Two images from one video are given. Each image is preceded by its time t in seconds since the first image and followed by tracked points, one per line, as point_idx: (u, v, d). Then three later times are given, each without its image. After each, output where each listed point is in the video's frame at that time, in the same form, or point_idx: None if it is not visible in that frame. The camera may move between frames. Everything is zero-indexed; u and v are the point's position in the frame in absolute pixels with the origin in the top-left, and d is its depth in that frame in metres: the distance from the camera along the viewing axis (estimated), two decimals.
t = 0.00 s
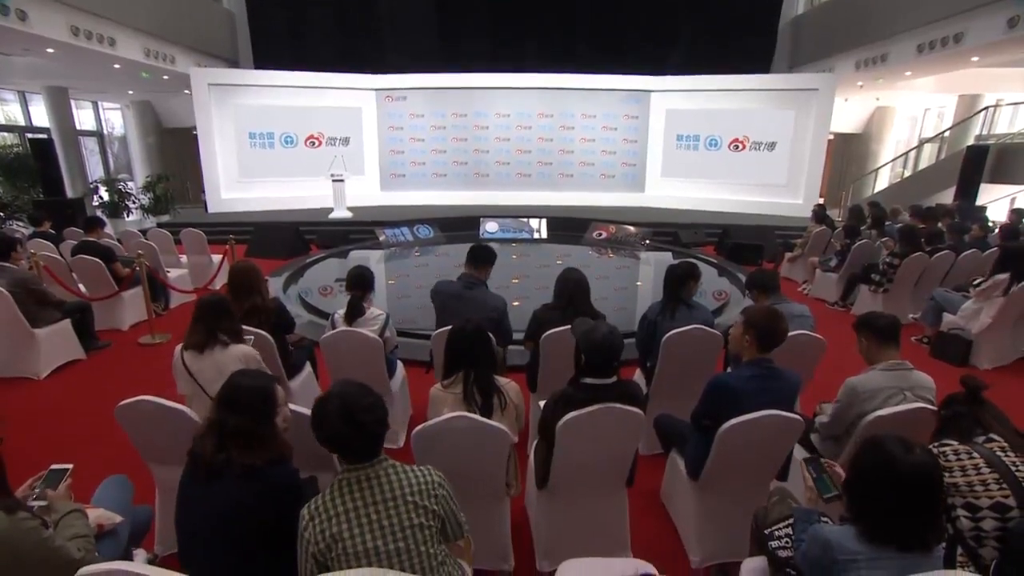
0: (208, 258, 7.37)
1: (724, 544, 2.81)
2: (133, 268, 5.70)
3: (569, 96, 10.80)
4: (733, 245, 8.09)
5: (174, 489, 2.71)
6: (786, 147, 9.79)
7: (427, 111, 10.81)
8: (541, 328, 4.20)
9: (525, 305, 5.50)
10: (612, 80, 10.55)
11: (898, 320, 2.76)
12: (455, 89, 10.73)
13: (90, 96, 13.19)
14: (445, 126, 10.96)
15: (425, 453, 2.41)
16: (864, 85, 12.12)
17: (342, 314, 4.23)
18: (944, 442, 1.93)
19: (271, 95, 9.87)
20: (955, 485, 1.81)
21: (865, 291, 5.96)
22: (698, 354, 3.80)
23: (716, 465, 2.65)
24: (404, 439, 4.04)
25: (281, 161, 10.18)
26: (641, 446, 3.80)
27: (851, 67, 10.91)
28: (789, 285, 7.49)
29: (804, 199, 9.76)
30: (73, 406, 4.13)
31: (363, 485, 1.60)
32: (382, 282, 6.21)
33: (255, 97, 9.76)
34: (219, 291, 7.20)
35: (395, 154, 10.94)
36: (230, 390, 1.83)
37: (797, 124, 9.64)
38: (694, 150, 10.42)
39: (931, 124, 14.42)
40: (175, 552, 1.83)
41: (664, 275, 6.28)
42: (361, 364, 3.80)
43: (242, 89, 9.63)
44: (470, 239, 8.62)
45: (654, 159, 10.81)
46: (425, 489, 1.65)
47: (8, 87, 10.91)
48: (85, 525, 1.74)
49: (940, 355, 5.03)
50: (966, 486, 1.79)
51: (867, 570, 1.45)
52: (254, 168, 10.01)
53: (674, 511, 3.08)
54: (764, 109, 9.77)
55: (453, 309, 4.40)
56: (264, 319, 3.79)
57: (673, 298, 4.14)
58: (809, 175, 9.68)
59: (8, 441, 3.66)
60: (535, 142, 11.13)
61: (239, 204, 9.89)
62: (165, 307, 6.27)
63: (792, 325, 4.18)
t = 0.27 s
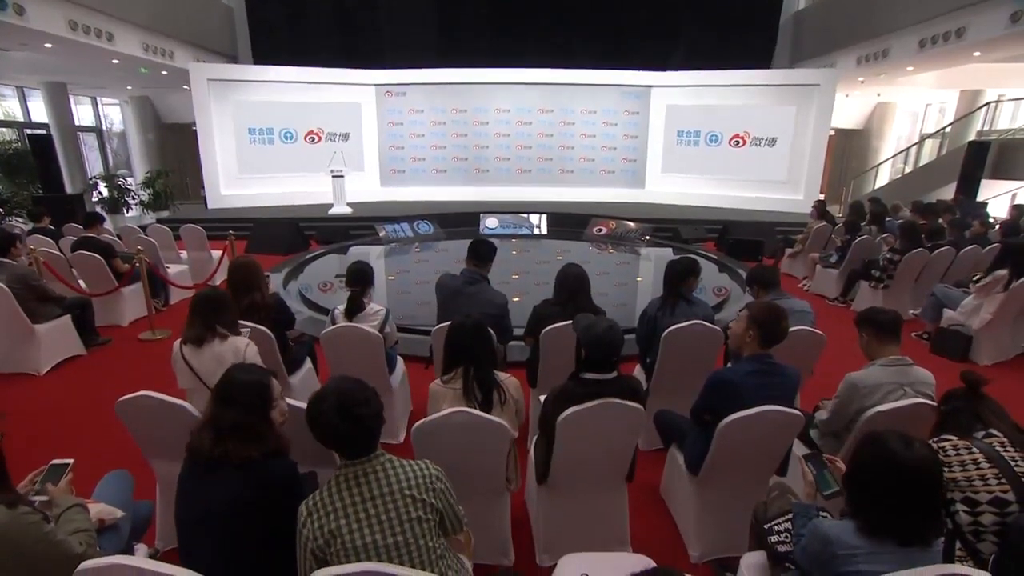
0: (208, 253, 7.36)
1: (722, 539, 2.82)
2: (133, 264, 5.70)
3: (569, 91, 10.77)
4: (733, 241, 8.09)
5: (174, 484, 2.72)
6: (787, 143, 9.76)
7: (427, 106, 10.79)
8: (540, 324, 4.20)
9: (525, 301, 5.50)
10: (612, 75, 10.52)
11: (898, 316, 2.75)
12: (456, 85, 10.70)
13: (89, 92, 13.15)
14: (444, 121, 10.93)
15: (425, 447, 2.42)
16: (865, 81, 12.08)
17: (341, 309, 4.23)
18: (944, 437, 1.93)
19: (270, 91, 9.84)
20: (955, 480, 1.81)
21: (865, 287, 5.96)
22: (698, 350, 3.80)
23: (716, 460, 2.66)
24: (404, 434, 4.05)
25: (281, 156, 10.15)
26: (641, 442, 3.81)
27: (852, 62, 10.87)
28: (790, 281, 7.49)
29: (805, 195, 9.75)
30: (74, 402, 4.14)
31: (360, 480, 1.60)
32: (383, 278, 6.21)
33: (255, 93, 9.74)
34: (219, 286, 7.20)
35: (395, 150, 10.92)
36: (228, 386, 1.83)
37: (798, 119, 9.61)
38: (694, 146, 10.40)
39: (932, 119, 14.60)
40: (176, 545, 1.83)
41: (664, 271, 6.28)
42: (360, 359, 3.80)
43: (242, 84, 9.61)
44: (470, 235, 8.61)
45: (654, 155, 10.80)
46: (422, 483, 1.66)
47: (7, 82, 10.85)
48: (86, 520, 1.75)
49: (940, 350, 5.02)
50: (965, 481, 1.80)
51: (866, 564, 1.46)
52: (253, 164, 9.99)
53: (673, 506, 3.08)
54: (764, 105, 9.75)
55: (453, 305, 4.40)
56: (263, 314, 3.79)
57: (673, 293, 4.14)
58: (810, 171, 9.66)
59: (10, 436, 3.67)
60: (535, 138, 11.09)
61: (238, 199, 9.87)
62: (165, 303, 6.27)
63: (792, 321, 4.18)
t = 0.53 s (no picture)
0: (208, 252, 7.36)
1: (722, 537, 2.82)
2: (133, 263, 5.70)
3: (569, 90, 10.76)
4: (733, 240, 8.09)
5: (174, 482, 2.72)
6: (787, 142, 9.76)
7: (427, 105, 10.78)
8: (540, 323, 4.20)
9: (525, 299, 5.50)
10: (612, 74, 10.51)
11: (898, 315, 2.75)
12: (457, 83, 10.69)
13: (88, 90, 13.13)
14: (444, 120, 10.92)
15: (425, 446, 2.42)
16: (866, 79, 12.07)
17: (341, 308, 4.23)
18: (943, 436, 1.93)
19: (270, 89, 9.82)
20: (954, 478, 1.81)
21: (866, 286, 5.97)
22: (698, 349, 3.80)
23: (715, 459, 2.66)
24: (404, 433, 4.06)
25: (281, 155, 10.15)
26: (641, 440, 3.81)
27: (852, 61, 10.85)
28: (789, 280, 7.49)
29: (805, 193, 9.75)
30: (74, 401, 4.14)
31: (360, 479, 1.60)
32: (383, 276, 6.21)
33: (254, 91, 9.72)
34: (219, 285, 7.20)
35: (395, 149, 10.92)
36: (227, 384, 1.83)
37: (798, 118, 9.60)
38: (694, 145, 10.40)
39: (932, 118, 14.71)
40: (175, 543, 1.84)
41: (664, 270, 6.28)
42: (360, 358, 3.80)
43: (241, 83, 9.60)
44: (470, 234, 8.61)
45: (654, 154, 10.79)
46: (422, 481, 1.66)
47: (6, 81, 10.81)
48: (86, 518, 1.75)
49: (939, 349, 5.03)
50: (964, 479, 1.80)
51: (866, 563, 1.46)
52: (253, 163, 9.98)
53: (673, 505, 3.09)
54: (765, 104, 9.74)
55: (453, 304, 4.40)
56: (263, 313, 3.78)
57: (673, 292, 4.14)
58: (809, 170, 9.67)
59: (11, 433, 3.68)
60: (535, 137, 11.08)
61: (238, 198, 9.87)
62: (165, 302, 6.28)
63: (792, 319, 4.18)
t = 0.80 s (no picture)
0: (208, 252, 7.36)
1: (722, 538, 2.82)
2: (133, 263, 5.70)
3: (569, 90, 10.75)
4: (732, 240, 8.09)
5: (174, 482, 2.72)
6: (787, 142, 9.76)
7: (427, 105, 10.78)
8: (540, 323, 4.20)
9: (525, 299, 5.50)
10: (612, 73, 10.51)
11: (899, 315, 2.74)
12: (457, 83, 10.69)
13: (88, 90, 13.14)
14: (444, 120, 10.93)
15: (425, 446, 2.42)
16: (866, 79, 12.07)
17: (341, 308, 4.23)
18: (943, 436, 1.92)
19: (270, 89, 9.82)
20: (954, 477, 1.81)
21: (866, 287, 5.98)
22: (698, 349, 3.80)
23: (715, 459, 2.66)
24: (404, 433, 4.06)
25: (281, 155, 10.15)
26: (641, 440, 3.81)
27: (852, 61, 10.85)
28: (789, 280, 7.49)
29: (805, 193, 9.76)
30: (74, 401, 4.14)
31: (360, 478, 1.60)
32: (383, 276, 6.21)
33: (254, 91, 9.72)
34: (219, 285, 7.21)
35: (395, 148, 10.93)
36: (227, 384, 1.83)
37: (798, 118, 9.61)
38: (694, 145, 10.40)
39: (933, 118, 14.70)
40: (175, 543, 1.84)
41: (664, 270, 6.28)
42: (360, 358, 3.79)
43: (241, 83, 9.60)
44: (470, 234, 8.60)
45: (654, 154, 10.79)
46: (422, 480, 1.66)
47: (6, 81, 10.81)
48: (87, 517, 1.75)
49: (940, 349, 5.03)
50: (964, 479, 1.80)
51: (866, 563, 1.46)
52: (253, 163, 9.98)
53: (673, 505, 3.09)
54: (764, 104, 9.74)
55: (453, 304, 4.40)
56: (263, 313, 3.78)
57: (673, 292, 4.14)
58: (809, 170, 9.67)
59: (11, 434, 3.68)
60: (535, 137, 11.08)
61: (238, 198, 9.88)
62: (165, 302, 6.28)
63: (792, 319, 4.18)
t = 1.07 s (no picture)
0: (208, 252, 7.36)
1: (722, 538, 2.82)
2: (133, 263, 5.70)
3: (569, 89, 10.75)
4: (732, 240, 8.10)
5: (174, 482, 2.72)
6: (787, 142, 9.76)
7: (427, 105, 10.78)
8: (540, 323, 4.20)
9: (525, 299, 5.50)
10: (612, 73, 10.50)
11: (899, 315, 2.74)
12: (458, 83, 10.69)
13: (88, 90, 13.14)
14: (444, 120, 10.93)
15: (425, 446, 2.42)
16: (866, 79, 12.07)
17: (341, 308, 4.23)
18: (943, 435, 1.92)
19: (270, 89, 9.81)
20: (954, 477, 1.81)
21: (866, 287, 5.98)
22: (698, 349, 3.80)
23: (715, 459, 2.66)
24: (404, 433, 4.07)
25: (281, 155, 10.14)
26: (641, 441, 3.81)
27: (852, 61, 10.85)
28: (789, 280, 7.49)
29: (805, 194, 9.76)
30: (74, 401, 4.14)
31: (360, 478, 1.60)
32: (383, 277, 6.21)
33: (254, 91, 9.71)
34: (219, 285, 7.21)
35: (395, 148, 10.92)
36: (228, 385, 1.83)
37: (798, 118, 9.61)
38: (694, 145, 10.40)
39: (932, 118, 14.70)
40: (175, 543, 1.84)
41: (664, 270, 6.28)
42: (361, 359, 3.79)
43: (241, 83, 9.59)
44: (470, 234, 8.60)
45: (654, 154, 10.79)
46: (422, 479, 1.66)
47: (6, 81, 10.81)
48: (87, 517, 1.75)
49: (940, 349, 5.03)
50: (964, 478, 1.80)
51: (865, 562, 1.46)
52: (253, 163, 9.98)
53: (673, 505, 3.08)
54: (764, 104, 9.74)
55: (452, 303, 4.40)
56: (263, 313, 3.78)
57: (673, 292, 4.14)
58: (809, 170, 9.66)
59: (11, 434, 3.68)
60: (535, 137, 11.08)
61: (238, 198, 9.88)
62: (165, 302, 6.28)
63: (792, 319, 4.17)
